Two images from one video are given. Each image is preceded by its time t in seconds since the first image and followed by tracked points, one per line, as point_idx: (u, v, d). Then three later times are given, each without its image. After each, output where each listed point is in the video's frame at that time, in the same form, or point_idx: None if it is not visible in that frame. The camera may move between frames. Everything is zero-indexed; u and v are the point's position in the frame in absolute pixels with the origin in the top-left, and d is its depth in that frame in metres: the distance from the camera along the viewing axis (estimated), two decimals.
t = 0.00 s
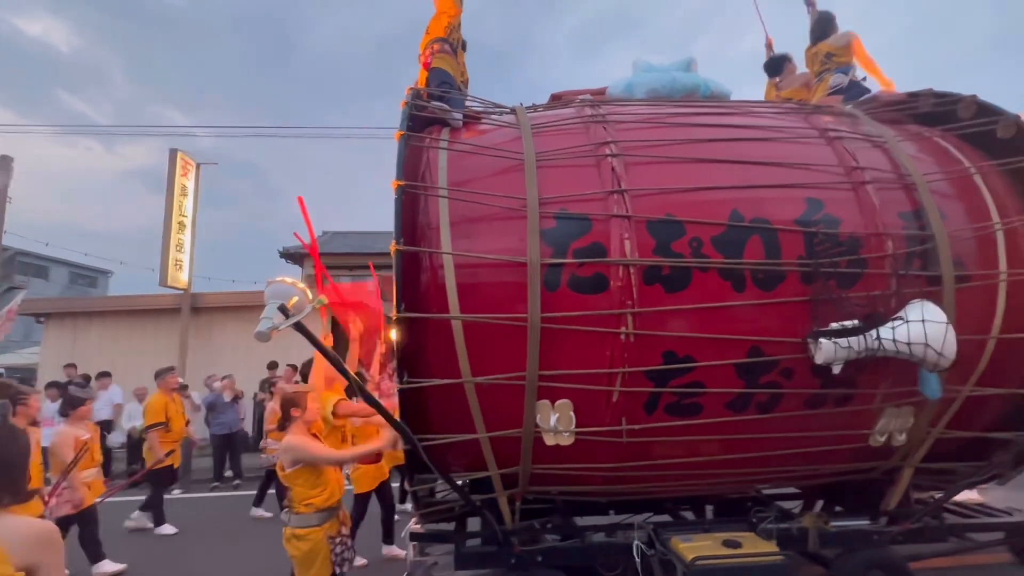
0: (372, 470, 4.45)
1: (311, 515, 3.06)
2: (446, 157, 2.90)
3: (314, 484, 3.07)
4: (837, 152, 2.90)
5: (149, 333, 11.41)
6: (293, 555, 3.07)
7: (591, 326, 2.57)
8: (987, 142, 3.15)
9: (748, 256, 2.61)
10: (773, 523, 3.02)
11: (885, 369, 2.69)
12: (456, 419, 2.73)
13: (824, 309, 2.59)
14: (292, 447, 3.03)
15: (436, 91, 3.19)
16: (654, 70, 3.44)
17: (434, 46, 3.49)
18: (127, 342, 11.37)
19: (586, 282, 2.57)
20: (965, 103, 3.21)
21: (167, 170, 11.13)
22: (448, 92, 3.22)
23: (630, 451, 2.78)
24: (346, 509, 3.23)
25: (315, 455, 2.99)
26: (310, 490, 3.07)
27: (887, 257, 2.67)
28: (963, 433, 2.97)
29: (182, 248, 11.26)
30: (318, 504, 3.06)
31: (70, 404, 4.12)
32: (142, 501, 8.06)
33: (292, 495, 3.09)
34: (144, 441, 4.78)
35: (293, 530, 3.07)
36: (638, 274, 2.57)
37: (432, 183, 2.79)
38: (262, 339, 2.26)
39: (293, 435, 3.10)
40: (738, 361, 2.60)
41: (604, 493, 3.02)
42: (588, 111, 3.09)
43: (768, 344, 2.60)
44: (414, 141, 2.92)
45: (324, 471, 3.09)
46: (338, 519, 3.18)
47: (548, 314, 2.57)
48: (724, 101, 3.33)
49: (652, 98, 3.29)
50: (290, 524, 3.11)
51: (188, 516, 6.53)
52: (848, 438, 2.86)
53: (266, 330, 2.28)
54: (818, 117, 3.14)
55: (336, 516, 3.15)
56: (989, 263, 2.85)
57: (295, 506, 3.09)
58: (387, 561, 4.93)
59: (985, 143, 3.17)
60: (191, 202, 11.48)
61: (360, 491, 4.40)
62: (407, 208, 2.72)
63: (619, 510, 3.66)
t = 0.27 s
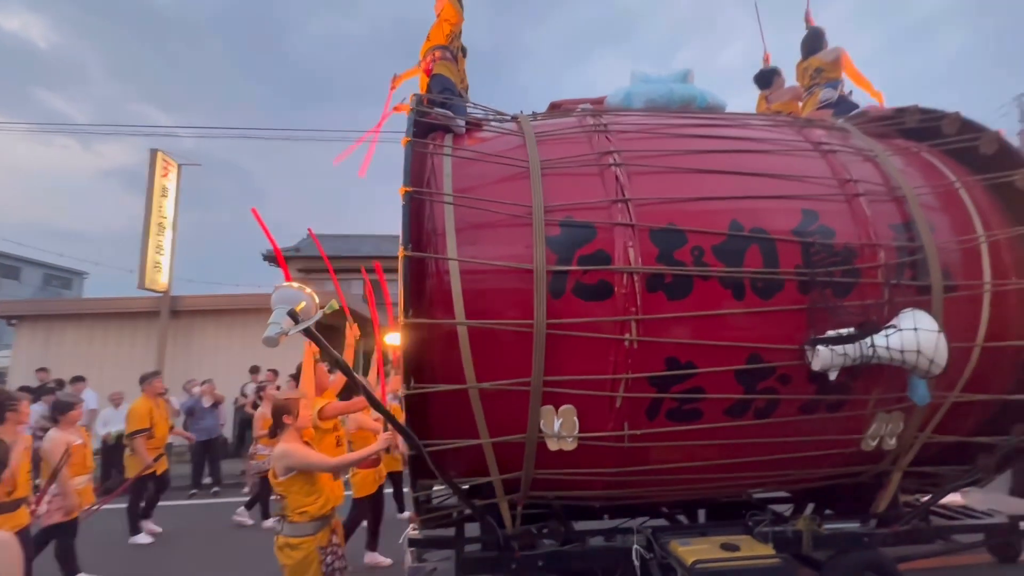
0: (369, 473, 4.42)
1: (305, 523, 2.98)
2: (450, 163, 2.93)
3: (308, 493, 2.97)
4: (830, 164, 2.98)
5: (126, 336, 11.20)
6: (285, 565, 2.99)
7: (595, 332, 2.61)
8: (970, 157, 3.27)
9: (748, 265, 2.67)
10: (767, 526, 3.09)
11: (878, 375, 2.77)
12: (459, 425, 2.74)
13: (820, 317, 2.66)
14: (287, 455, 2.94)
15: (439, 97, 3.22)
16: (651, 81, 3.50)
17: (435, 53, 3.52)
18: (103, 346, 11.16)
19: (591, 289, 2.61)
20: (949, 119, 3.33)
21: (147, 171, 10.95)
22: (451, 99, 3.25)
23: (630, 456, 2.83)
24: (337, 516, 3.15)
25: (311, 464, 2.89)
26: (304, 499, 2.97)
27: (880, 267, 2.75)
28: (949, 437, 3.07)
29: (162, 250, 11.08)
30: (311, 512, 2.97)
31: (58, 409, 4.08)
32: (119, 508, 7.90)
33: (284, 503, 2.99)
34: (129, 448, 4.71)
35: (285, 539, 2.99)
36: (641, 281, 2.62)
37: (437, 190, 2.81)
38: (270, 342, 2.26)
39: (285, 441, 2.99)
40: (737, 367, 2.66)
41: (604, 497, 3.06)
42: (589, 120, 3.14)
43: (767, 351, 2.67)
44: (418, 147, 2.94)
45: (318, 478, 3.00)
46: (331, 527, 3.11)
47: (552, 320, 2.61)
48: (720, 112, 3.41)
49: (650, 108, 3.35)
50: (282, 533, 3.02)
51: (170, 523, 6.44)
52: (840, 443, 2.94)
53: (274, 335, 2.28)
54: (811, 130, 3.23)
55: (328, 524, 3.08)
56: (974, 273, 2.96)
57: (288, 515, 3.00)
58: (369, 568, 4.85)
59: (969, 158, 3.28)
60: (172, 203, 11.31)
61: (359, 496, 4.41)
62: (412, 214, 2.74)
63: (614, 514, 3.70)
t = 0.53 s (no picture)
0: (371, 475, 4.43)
1: (304, 528, 2.93)
2: (459, 166, 2.95)
3: (311, 498, 2.93)
4: (831, 172, 3.05)
5: (110, 336, 11.06)
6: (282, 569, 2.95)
7: (604, 335, 2.65)
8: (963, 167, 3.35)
9: (753, 270, 2.72)
10: (768, 527, 3.15)
11: (877, 379, 2.84)
12: (468, 427, 2.76)
13: (823, 322, 2.72)
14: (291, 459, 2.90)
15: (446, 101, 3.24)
16: (654, 88, 3.55)
17: (442, 57, 3.56)
18: (86, 346, 10.99)
19: (600, 293, 2.65)
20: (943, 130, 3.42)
21: (132, 169, 10.81)
22: (457, 102, 3.27)
23: (636, 458, 2.86)
24: (336, 523, 3.11)
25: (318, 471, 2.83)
26: (305, 504, 2.93)
27: (880, 273, 2.82)
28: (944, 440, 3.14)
29: (147, 249, 10.95)
30: (312, 517, 2.93)
31: (56, 409, 4.29)
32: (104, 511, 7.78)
33: (284, 506, 2.95)
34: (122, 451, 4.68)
35: (284, 543, 2.94)
36: (650, 286, 2.66)
37: (447, 193, 2.83)
38: (284, 344, 2.28)
39: (290, 444, 2.95)
40: (743, 370, 2.71)
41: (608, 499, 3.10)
42: (595, 126, 3.18)
43: (771, 355, 2.72)
44: (427, 150, 2.96)
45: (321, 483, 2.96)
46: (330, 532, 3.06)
47: (562, 323, 2.63)
48: (722, 119, 3.47)
49: (653, 114, 3.39)
50: (280, 537, 2.97)
51: (158, 527, 6.35)
52: (839, 445, 3.00)
53: (288, 336, 2.30)
54: (811, 139, 3.30)
55: (327, 529, 3.04)
56: (968, 280, 3.04)
57: (288, 519, 2.95)
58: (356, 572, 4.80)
59: (962, 168, 3.37)
60: (157, 202, 11.17)
61: (363, 497, 4.41)
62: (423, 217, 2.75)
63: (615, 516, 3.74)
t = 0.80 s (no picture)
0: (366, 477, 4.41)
1: (316, 529, 2.92)
2: (466, 169, 2.96)
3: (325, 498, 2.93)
4: (829, 180, 3.12)
5: (89, 337, 10.86)
6: (288, 570, 2.92)
7: (611, 337, 2.68)
8: (953, 176, 3.46)
9: (756, 275, 2.78)
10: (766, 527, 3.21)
11: (874, 381, 2.91)
12: (474, 428, 2.77)
13: (823, 325, 2.79)
14: (305, 462, 2.90)
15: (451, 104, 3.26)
16: (654, 95, 3.60)
17: (447, 61, 3.60)
18: (63, 348, 10.77)
19: (607, 295, 2.68)
20: (933, 140, 3.52)
21: (114, 166, 10.63)
22: (462, 105, 3.30)
23: (640, 459, 2.90)
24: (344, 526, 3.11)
25: (318, 483, 2.85)
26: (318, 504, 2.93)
27: (877, 278, 2.90)
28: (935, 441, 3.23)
29: (128, 249, 10.77)
30: (323, 517, 2.93)
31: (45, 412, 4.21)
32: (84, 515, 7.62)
33: (296, 504, 2.94)
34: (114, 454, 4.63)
35: (294, 543, 2.92)
36: (656, 289, 2.70)
37: (454, 195, 2.85)
38: (296, 344, 2.31)
39: (311, 444, 2.95)
40: (745, 373, 2.77)
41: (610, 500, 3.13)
42: (599, 131, 3.22)
43: (772, 357, 2.78)
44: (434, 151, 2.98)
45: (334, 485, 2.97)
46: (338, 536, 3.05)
47: (571, 325, 2.66)
48: (721, 126, 3.53)
49: (655, 121, 3.44)
50: (289, 537, 2.94)
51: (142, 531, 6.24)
52: (836, 446, 3.07)
53: (301, 336, 2.33)
54: (808, 147, 3.37)
55: (336, 532, 3.03)
56: (959, 286, 3.13)
57: (299, 518, 2.93)
58: None
59: (951, 177, 3.47)
60: (139, 201, 11.00)
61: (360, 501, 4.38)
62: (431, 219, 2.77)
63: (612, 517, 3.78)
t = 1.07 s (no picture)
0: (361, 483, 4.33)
1: (316, 527, 2.93)
2: (469, 170, 2.98)
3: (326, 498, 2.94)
4: (821, 185, 3.21)
5: (61, 337, 10.61)
6: (292, 569, 2.93)
7: (614, 338, 2.72)
8: (937, 184, 3.57)
9: (754, 277, 2.85)
10: (760, 524, 3.28)
11: (865, 382, 3.00)
12: (478, 428, 2.79)
13: (817, 327, 2.87)
14: (309, 463, 2.91)
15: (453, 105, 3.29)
16: (651, 100, 3.65)
17: (447, 64, 3.63)
18: (35, 348, 10.51)
19: (610, 297, 2.73)
20: (918, 149, 3.64)
21: (90, 162, 10.41)
22: (463, 106, 3.33)
23: (640, 458, 2.94)
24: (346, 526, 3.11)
25: (314, 486, 2.87)
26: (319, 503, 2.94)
27: (868, 281, 2.98)
28: (921, 439, 3.33)
29: (103, 247, 10.54)
30: (324, 517, 2.94)
31: (28, 414, 4.11)
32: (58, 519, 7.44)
33: (296, 502, 2.95)
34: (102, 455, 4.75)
35: (295, 542, 2.92)
36: (658, 291, 2.75)
37: (458, 195, 2.87)
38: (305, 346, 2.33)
39: (314, 444, 2.98)
40: (743, 373, 2.83)
41: (609, 499, 3.17)
42: (599, 134, 3.26)
43: (769, 358, 2.85)
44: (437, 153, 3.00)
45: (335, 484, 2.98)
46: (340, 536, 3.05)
47: (574, 326, 2.70)
48: (716, 132, 3.60)
49: (652, 125, 3.49)
50: (289, 536, 2.95)
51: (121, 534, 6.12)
52: (828, 444, 3.15)
53: (309, 338, 2.35)
54: (801, 153, 3.46)
55: (338, 531, 3.03)
56: (944, 289, 3.22)
57: (299, 517, 2.94)
58: None
59: (936, 186, 3.59)
60: (115, 198, 10.77)
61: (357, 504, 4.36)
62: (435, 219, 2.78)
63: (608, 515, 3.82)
